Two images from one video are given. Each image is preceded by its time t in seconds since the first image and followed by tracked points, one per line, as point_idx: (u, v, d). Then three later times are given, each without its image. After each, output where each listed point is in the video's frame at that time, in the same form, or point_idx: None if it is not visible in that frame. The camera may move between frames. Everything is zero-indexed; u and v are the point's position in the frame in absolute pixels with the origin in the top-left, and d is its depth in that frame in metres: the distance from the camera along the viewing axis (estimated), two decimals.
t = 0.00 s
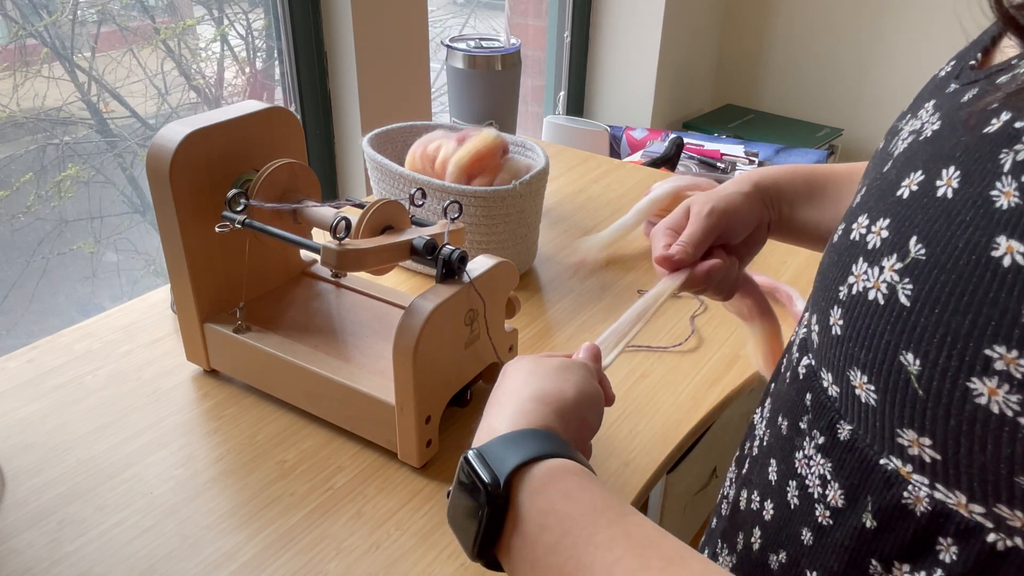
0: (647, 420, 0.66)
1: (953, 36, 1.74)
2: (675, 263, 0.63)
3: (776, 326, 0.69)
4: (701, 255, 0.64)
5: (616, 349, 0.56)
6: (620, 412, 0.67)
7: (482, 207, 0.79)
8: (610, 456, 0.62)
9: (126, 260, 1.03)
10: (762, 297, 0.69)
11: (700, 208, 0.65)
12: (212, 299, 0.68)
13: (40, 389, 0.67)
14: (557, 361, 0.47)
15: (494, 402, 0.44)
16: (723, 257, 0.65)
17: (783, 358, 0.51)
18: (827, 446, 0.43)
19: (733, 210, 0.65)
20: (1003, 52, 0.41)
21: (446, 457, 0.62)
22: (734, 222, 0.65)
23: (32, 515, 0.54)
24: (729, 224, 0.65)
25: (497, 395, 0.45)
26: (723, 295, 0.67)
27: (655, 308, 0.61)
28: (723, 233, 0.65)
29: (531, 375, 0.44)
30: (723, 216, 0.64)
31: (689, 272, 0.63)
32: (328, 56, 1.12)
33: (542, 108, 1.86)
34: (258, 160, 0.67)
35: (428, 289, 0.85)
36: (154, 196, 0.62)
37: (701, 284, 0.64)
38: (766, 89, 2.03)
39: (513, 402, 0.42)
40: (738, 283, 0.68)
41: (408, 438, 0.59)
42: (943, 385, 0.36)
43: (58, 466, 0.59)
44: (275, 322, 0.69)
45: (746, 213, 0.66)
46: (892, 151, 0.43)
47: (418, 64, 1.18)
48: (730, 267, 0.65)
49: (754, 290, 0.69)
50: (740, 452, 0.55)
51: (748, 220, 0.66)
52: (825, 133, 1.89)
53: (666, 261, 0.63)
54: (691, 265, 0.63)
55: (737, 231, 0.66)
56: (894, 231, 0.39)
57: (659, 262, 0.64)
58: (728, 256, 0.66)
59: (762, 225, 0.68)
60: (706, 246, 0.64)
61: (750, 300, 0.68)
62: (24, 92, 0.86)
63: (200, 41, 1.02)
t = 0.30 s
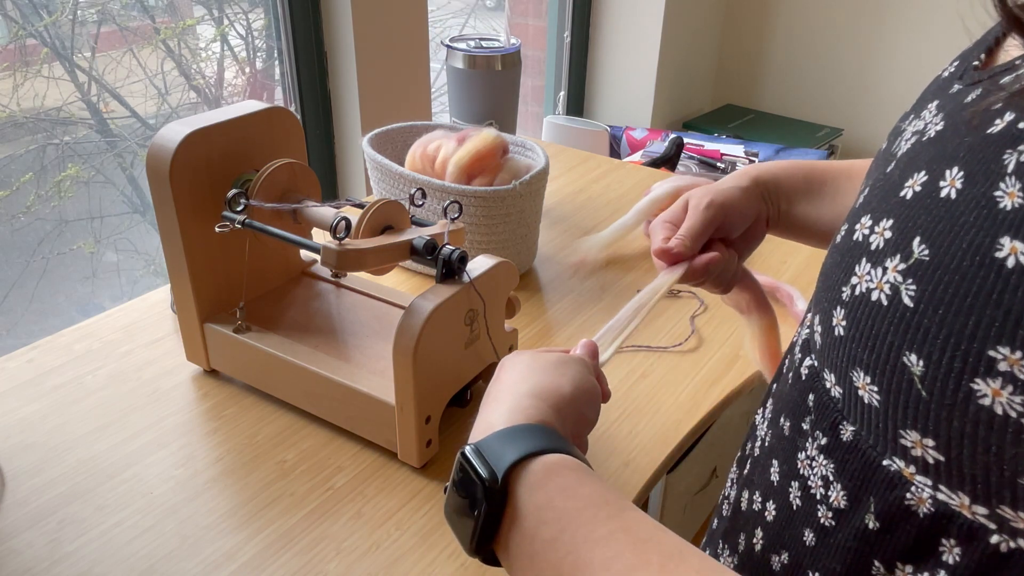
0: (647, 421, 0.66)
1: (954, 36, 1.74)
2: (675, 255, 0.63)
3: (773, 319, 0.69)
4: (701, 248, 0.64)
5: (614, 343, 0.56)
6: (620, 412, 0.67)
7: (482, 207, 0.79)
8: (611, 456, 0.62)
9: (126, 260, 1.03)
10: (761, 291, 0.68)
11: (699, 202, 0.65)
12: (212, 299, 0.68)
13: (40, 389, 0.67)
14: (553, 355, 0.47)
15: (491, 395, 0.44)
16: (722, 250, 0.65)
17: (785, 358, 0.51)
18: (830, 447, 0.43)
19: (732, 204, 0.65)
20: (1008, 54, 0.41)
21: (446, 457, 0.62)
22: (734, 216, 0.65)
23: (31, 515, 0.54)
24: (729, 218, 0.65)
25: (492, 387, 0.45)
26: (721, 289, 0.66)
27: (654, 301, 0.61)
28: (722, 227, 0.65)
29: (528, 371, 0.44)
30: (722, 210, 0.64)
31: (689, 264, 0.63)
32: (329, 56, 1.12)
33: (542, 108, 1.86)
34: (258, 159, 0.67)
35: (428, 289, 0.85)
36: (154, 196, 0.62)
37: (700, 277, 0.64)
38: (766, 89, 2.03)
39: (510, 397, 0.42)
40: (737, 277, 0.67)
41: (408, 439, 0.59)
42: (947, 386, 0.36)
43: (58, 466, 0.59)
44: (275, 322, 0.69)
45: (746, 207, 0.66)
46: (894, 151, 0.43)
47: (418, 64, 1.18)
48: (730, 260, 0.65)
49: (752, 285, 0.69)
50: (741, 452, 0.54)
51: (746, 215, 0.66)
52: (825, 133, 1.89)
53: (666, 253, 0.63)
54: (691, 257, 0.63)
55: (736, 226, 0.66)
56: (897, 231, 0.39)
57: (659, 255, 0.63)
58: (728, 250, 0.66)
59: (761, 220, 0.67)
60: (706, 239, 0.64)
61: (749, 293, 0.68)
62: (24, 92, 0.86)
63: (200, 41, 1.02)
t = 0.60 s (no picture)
0: (647, 421, 0.66)
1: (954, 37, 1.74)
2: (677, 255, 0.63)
3: (776, 318, 0.69)
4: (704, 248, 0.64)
5: (615, 343, 0.56)
6: (619, 411, 0.67)
7: (483, 207, 0.79)
8: (611, 456, 0.62)
9: (126, 260, 1.03)
10: (764, 290, 0.69)
11: (702, 202, 0.65)
12: (212, 300, 0.68)
13: (40, 389, 0.67)
14: (553, 356, 0.47)
15: (491, 398, 0.44)
16: (724, 250, 0.65)
17: (788, 359, 0.51)
18: (833, 449, 0.43)
19: (734, 204, 0.65)
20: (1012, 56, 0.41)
21: (446, 457, 0.62)
22: (737, 215, 0.65)
23: (32, 515, 0.54)
24: (732, 218, 0.65)
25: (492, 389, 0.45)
26: (724, 288, 0.66)
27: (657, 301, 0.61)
28: (724, 228, 0.65)
29: (528, 372, 0.44)
30: (724, 210, 0.64)
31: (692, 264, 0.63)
32: (329, 56, 1.12)
33: (542, 108, 1.86)
34: (258, 159, 0.67)
35: (428, 289, 0.85)
36: (154, 196, 0.62)
37: (703, 277, 0.64)
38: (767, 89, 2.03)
39: (510, 399, 0.42)
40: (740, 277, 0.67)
41: (408, 439, 0.59)
42: (950, 390, 0.36)
43: (58, 466, 0.59)
44: (275, 322, 0.69)
45: (749, 207, 0.66)
46: (898, 153, 0.43)
47: (418, 64, 1.18)
48: (732, 260, 0.65)
49: (755, 284, 0.69)
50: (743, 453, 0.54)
51: (749, 215, 0.66)
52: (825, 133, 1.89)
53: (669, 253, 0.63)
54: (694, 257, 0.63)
55: (739, 226, 0.66)
56: (901, 233, 0.39)
57: (660, 256, 0.64)
58: (731, 250, 0.66)
59: (764, 220, 0.68)
60: (709, 238, 0.64)
61: (751, 293, 0.68)
62: (24, 92, 0.86)
63: (200, 41, 1.02)
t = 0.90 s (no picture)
0: (647, 421, 0.66)
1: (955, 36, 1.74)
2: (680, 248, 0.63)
3: (779, 313, 0.69)
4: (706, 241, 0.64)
5: (612, 338, 0.56)
6: (618, 411, 0.67)
7: (483, 207, 0.79)
8: (611, 456, 0.62)
9: (126, 260, 1.03)
10: (766, 284, 0.69)
11: (705, 196, 0.65)
12: (212, 300, 0.68)
13: (39, 389, 0.67)
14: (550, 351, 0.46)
15: (487, 395, 0.44)
16: (727, 244, 0.65)
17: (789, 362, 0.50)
18: (835, 452, 0.43)
19: (737, 197, 0.65)
20: (1013, 57, 0.41)
21: (445, 457, 0.62)
22: (740, 209, 0.65)
23: (32, 515, 0.54)
24: (735, 212, 0.65)
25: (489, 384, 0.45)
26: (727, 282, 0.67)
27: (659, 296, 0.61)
28: (726, 221, 0.65)
29: (524, 367, 0.44)
30: (727, 204, 0.64)
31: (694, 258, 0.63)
32: (328, 56, 1.12)
33: (542, 108, 1.86)
34: (258, 159, 0.67)
35: (428, 289, 0.85)
36: (154, 196, 0.62)
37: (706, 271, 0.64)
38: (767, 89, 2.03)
39: (507, 396, 0.42)
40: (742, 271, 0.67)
41: (408, 439, 0.59)
42: (951, 393, 0.36)
43: (58, 466, 0.59)
44: (275, 323, 0.69)
45: (752, 200, 0.66)
46: (900, 154, 0.43)
47: (418, 64, 1.18)
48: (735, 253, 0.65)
49: (757, 278, 0.69)
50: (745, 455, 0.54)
51: (752, 209, 0.66)
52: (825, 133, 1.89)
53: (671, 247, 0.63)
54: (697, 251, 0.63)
55: (742, 220, 0.66)
56: (901, 235, 0.39)
57: (662, 250, 0.64)
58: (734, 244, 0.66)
59: (766, 215, 0.68)
60: (711, 232, 0.64)
61: (754, 286, 0.68)
62: (24, 92, 0.86)
63: (200, 42, 1.02)
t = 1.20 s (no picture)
0: (646, 421, 0.66)
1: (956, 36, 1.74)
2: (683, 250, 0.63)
3: (783, 314, 0.69)
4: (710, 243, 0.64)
5: (612, 338, 0.56)
6: (618, 411, 0.67)
7: (483, 207, 0.79)
8: (611, 456, 0.62)
9: (126, 260, 1.03)
10: (770, 284, 0.69)
11: (709, 198, 0.65)
12: (212, 299, 0.68)
13: (39, 389, 0.67)
14: (551, 349, 0.46)
15: (487, 395, 0.44)
16: (730, 245, 0.65)
17: (789, 364, 0.50)
18: (834, 454, 0.43)
19: (740, 200, 0.65)
20: (1014, 57, 0.41)
21: (445, 457, 0.62)
22: (744, 211, 0.65)
23: (32, 515, 0.54)
24: (739, 214, 0.65)
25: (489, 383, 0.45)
26: (729, 283, 0.67)
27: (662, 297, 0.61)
28: (730, 223, 0.65)
29: (525, 365, 0.44)
30: (730, 207, 0.65)
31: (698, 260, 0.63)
32: (328, 56, 1.12)
33: (541, 108, 1.86)
34: (258, 160, 0.67)
35: (428, 289, 0.85)
36: (154, 196, 0.62)
37: (710, 273, 0.64)
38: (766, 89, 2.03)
39: (507, 395, 0.42)
40: (746, 272, 0.68)
41: (408, 439, 0.59)
42: (952, 396, 0.36)
43: (58, 466, 0.59)
44: (275, 323, 0.69)
45: (756, 202, 0.66)
46: (900, 154, 0.43)
47: (418, 64, 1.18)
48: (739, 255, 0.66)
49: (760, 278, 0.69)
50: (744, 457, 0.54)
51: (756, 211, 0.66)
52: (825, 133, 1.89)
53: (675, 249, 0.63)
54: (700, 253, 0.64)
55: (747, 221, 0.66)
56: (901, 236, 0.39)
57: (666, 252, 0.64)
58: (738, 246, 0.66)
59: (771, 216, 0.68)
60: (715, 234, 0.64)
61: (759, 287, 0.69)
62: (24, 92, 0.86)
63: (200, 42, 1.02)
